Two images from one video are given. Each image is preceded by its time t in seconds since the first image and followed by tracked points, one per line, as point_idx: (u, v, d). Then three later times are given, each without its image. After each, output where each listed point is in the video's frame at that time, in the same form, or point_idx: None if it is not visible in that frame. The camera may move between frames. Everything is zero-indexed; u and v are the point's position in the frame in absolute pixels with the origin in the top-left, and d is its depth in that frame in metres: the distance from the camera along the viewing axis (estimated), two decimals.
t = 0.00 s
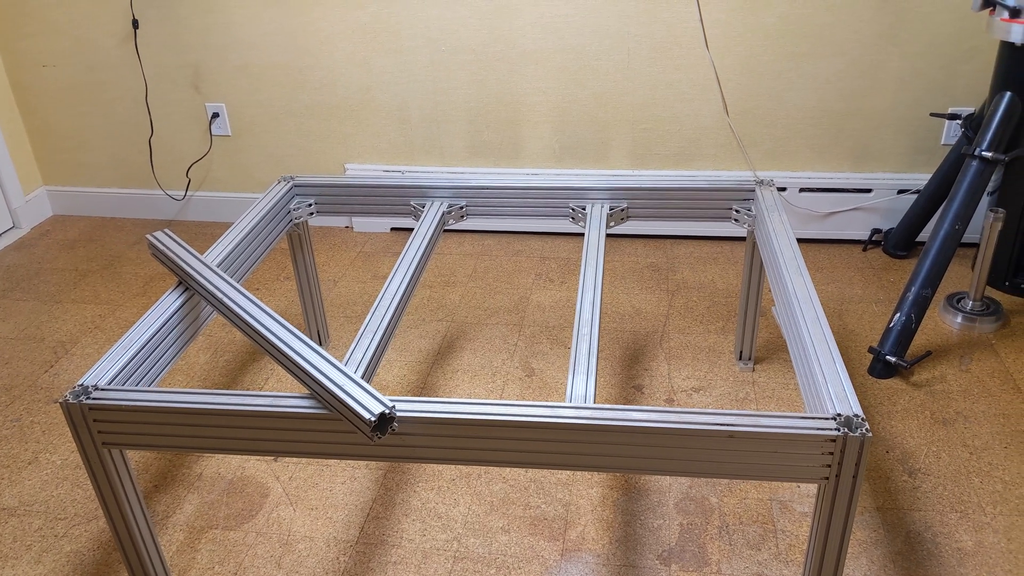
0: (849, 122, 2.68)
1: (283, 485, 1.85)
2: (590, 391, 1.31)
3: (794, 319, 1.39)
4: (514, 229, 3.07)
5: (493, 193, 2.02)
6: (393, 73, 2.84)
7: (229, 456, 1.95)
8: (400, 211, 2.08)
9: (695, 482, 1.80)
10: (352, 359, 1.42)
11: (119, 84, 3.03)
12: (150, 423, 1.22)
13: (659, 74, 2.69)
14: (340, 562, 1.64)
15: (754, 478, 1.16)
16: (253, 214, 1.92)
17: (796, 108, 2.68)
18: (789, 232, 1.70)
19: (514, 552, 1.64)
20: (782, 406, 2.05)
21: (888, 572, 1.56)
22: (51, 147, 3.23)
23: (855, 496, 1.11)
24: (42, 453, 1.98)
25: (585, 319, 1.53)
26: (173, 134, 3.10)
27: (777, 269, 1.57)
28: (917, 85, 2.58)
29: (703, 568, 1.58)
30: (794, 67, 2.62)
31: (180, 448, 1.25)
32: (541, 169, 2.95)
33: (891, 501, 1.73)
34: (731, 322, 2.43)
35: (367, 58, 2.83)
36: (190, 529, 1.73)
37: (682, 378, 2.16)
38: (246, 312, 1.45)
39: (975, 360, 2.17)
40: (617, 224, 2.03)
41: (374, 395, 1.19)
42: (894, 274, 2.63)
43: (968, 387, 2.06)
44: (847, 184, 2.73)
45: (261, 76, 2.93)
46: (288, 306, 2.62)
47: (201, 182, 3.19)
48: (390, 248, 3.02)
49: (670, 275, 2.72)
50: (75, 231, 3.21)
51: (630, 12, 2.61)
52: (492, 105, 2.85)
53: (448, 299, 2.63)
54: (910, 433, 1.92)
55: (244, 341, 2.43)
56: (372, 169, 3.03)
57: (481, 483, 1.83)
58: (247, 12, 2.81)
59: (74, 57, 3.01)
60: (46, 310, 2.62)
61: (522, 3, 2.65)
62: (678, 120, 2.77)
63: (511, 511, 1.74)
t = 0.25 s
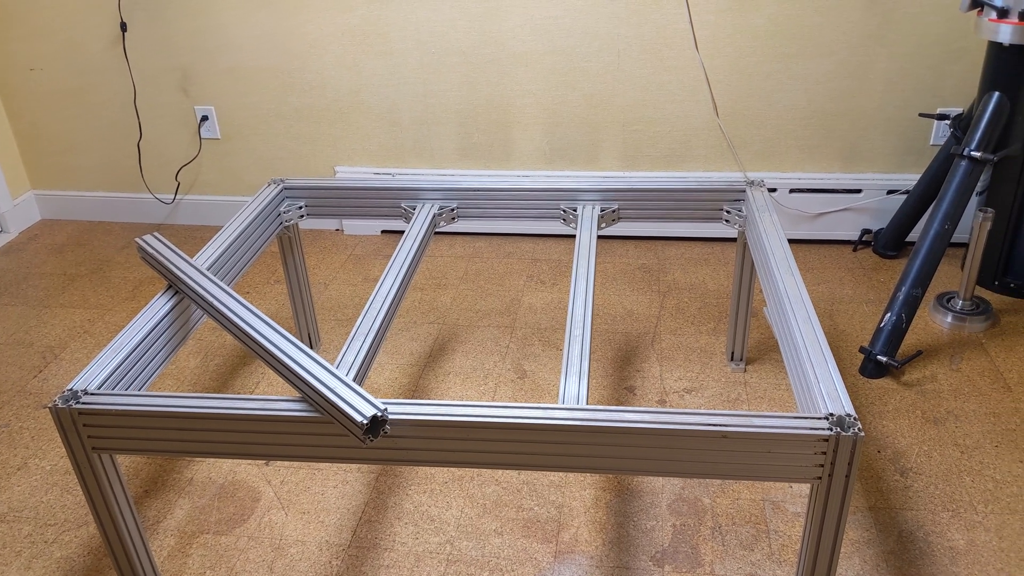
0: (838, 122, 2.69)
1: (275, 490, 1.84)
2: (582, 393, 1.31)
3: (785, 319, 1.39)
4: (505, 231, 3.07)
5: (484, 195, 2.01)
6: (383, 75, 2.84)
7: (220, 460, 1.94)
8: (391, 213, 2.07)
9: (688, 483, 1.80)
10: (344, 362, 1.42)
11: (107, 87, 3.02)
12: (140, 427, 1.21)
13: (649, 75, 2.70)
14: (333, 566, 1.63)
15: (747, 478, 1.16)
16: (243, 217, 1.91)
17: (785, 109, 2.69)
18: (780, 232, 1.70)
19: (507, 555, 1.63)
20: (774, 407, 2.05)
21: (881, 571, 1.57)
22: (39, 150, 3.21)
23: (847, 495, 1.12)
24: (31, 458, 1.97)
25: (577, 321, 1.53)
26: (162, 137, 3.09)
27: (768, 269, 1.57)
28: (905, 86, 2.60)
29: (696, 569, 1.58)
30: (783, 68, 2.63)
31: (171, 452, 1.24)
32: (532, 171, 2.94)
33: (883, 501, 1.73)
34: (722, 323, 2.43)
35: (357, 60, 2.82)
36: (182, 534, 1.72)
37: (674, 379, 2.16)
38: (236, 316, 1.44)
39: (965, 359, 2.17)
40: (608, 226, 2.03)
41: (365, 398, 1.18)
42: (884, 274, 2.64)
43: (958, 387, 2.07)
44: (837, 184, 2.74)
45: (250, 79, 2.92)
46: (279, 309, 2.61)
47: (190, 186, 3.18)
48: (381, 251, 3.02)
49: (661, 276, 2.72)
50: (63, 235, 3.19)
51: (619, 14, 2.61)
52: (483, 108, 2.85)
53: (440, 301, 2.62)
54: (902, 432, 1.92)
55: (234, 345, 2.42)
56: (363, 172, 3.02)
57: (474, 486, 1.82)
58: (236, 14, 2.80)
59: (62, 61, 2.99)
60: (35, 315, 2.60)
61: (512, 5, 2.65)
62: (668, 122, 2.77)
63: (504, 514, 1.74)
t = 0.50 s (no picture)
0: (830, 123, 2.70)
1: (269, 493, 1.83)
2: (577, 394, 1.31)
3: (779, 320, 1.39)
4: (498, 233, 3.07)
5: (477, 197, 2.01)
6: (376, 77, 2.83)
7: (213, 464, 1.93)
8: (384, 215, 2.07)
9: (683, 484, 1.80)
10: (338, 365, 1.42)
11: (99, 90, 3.01)
12: (134, 431, 1.21)
13: (641, 76, 2.70)
14: (327, 569, 1.62)
15: (742, 479, 1.16)
16: (235, 219, 1.91)
17: (777, 110, 2.70)
18: (773, 233, 1.70)
19: (502, 557, 1.63)
20: (768, 407, 2.06)
21: (875, 570, 1.57)
22: (30, 154, 3.19)
23: (842, 495, 1.12)
24: (23, 463, 1.96)
25: (571, 322, 1.53)
26: (154, 140, 3.08)
27: (761, 269, 1.58)
28: (896, 87, 2.60)
29: (691, 569, 1.58)
30: (775, 69, 2.63)
31: (164, 456, 1.24)
32: (525, 173, 2.94)
33: (877, 500, 1.73)
34: (716, 324, 2.44)
35: (349, 62, 2.82)
36: (175, 538, 1.71)
37: (668, 380, 2.17)
38: (229, 318, 1.44)
39: (958, 359, 2.18)
40: (601, 227, 2.03)
41: (360, 401, 1.18)
42: (876, 274, 2.65)
43: (951, 386, 2.08)
44: (829, 185, 2.75)
45: (242, 81, 2.91)
46: (272, 312, 2.60)
47: (182, 189, 3.17)
48: (374, 253, 3.01)
49: (655, 278, 2.72)
50: (55, 239, 3.17)
51: (612, 15, 2.61)
52: (476, 109, 2.85)
53: (433, 303, 2.62)
54: (895, 432, 1.93)
55: (227, 348, 2.41)
56: (356, 174, 3.01)
57: (468, 488, 1.82)
58: (227, 17, 2.79)
59: (52, 63, 2.98)
60: (26, 319, 2.59)
61: (504, 7, 2.65)
62: (660, 123, 2.77)
63: (499, 516, 1.74)
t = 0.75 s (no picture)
0: (823, 123, 2.70)
1: (262, 494, 1.82)
2: (572, 394, 1.30)
3: (774, 318, 1.39)
4: (491, 234, 3.06)
5: (470, 196, 2.01)
6: (368, 77, 2.83)
7: (206, 466, 1.92)
8: (377, 215, 2.06)
9: (678, 483, 1.80)
10: (332, 365, 1.41)
11: (89, 91, 2.99)
12: (126, 432, 1.20)
13: (634, 76, 2.70)
14: (322, 571, 1.61)
15: (738, 478, 1.15)
16: (227, 220, 1.90)
17: (770, 110, 2.70)
18: (767, 232, 1.70)
19: (497, 557, 1.63)
20: (763, 406, 2.05)
21: (871, 569, 1.57)
22: (20, 155, 3.18)
23: (838, 493, 1.11)
24: (14, 466, 1.94)
25: (566, 321, 1.53)
26: (145, 141, 3.07)
27: (756, 268, 1.58)
28: (888, 86, 2.61)
29: (687, 569, 1.58)
30: (768, 69, 2.63)
31: (157, 457, 1.23)
32: (518, 173, 2.94)
33: (872, 499, 1.73)
34: (710, 323, 2.44)
35: (341, 62, 2.81)
36: (168, 541, 1.70)
37: (663, 380, 2.16)
38: (222, 319, 1.43)
39: (952, 357, 2.19)
40: (595, 226, 2.03)
41: (354, 401, 1.17)
42: (869, 273, 2.65)
43: (945, 384, 2.08)
44: (822, 184, 2.75)
45: (234, 82, 2.90)
46: (265, 313, 2.59)
47: (174, 190, 3.16)
48: (367, 254, 3.00)
49: (649, 277, 2.72)
50: (45, 241, 3.16)
51: (604, 15, 2.61)
52: (469, 110, 2.84)
53: (427, 304, 2.61)
54: (889, 430, 1.93)
55: (220, 350, 2.40)
56: (348, 174, 3.01)
57: (463, 489, 1.82)
58: (219, 17, 2.78)
59: (42, 64, 2.96)
60: (17, 321, 2.57)
61: (497, 7, 2.64)
62: (654, 123, 2.77)
63: (494, 516, 1.73)
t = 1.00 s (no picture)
0: (815, 122, 2.70)
1: (255, 496, 1.82)
2: (565, 393, 1.30)
3: (767, 317, 1.39)
4: (484, 234, 3.06)
5: (463, 196, 2.00)
6: (360, 77, 2.82)
7: (198, 467, 1.91)
8: (370, 216, 2.05)
9: (671, 483, 1.80)
10: (324, 366, 1.40)
11: (80, 92, 2.98)
12: (118, 434, 1.19)
13: (627, 76, 2.70)
14: (315, 572, 1.61)
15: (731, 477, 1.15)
16: (219, 221, 1.89)
17: (762, 110, 2.70)
18: (760, 231, 1.70)
19: (491, 558, 1.62)
20: (756, 405, 2.06)
21: (865, 567, 1.57)
22: (11, 156, 3.16)
23: (832, 492, 1.11)
24: (5, 468, 1.93)
25: (559, 321, 1.53)
26: (137, 142, 3.05)
27: (748, 267, 1.58)
28: (880, 86, 2.62)
29: (681, 569, 1.58)
30: (760, 69, 2.64)
31: (149, 459, 1.22)
32: (511, 173, 2.94)
33: (866, 498, 1.73)
34: (703, 322, 2.44)
35: (333, 63, 2.80)
36: (160, 542, 1.69)
37: (656, 379, 2.16)
38: (214, 319, 1.42)
39: (944, 356, 2.19)
40: (588, 226, 2.02)
41: (346, 401, 1.17)
42: (862, 272, 2.66)
43: (937, 383, 2.08)
44: (814, 184, 2.76)
45: (225, 82, 2.89)
46: (257, 314, 2.58)
47: (166, 191, 3.14)
48: (359, 254, 3.00)
49: (642, 277, 2.72)
50: (36, 242, 3.14)
51: (596, 15, 2.61)
52: (461, 110, 2.84)
53: (419, 304, 2.61)
54: (882, 429, 1.93)
55: (212, 351, 2.39)
56: (341, 175, 3.00)
57: (456, 489, 1.81)
58: (209, 17, 2.77)
59: (33, 65, 2.95)
60: (8, 323, 2.56)
61: (488, 7, 2.64)
62: (646, 123, 2.77)
63: (487, 517, 1.73)
